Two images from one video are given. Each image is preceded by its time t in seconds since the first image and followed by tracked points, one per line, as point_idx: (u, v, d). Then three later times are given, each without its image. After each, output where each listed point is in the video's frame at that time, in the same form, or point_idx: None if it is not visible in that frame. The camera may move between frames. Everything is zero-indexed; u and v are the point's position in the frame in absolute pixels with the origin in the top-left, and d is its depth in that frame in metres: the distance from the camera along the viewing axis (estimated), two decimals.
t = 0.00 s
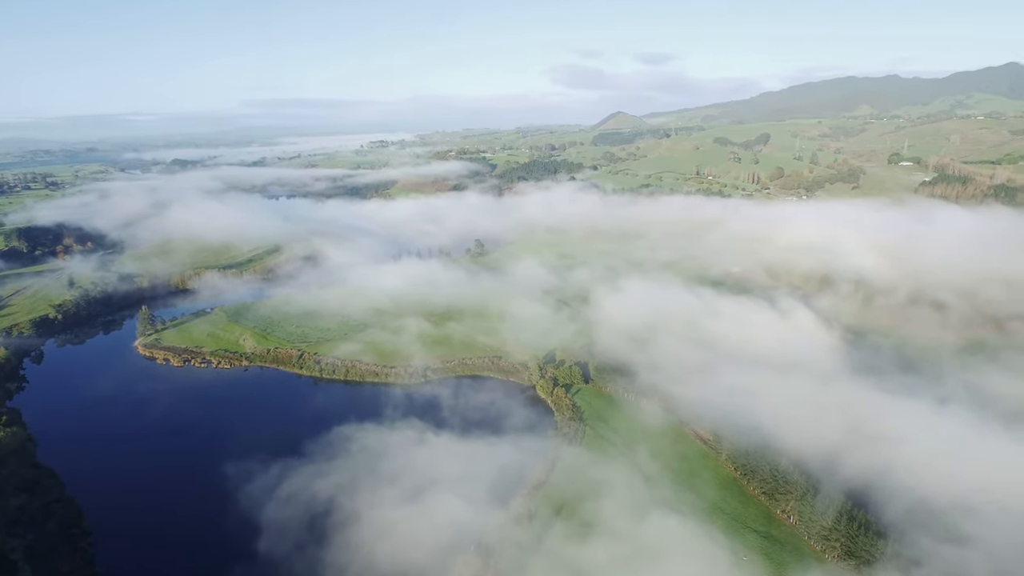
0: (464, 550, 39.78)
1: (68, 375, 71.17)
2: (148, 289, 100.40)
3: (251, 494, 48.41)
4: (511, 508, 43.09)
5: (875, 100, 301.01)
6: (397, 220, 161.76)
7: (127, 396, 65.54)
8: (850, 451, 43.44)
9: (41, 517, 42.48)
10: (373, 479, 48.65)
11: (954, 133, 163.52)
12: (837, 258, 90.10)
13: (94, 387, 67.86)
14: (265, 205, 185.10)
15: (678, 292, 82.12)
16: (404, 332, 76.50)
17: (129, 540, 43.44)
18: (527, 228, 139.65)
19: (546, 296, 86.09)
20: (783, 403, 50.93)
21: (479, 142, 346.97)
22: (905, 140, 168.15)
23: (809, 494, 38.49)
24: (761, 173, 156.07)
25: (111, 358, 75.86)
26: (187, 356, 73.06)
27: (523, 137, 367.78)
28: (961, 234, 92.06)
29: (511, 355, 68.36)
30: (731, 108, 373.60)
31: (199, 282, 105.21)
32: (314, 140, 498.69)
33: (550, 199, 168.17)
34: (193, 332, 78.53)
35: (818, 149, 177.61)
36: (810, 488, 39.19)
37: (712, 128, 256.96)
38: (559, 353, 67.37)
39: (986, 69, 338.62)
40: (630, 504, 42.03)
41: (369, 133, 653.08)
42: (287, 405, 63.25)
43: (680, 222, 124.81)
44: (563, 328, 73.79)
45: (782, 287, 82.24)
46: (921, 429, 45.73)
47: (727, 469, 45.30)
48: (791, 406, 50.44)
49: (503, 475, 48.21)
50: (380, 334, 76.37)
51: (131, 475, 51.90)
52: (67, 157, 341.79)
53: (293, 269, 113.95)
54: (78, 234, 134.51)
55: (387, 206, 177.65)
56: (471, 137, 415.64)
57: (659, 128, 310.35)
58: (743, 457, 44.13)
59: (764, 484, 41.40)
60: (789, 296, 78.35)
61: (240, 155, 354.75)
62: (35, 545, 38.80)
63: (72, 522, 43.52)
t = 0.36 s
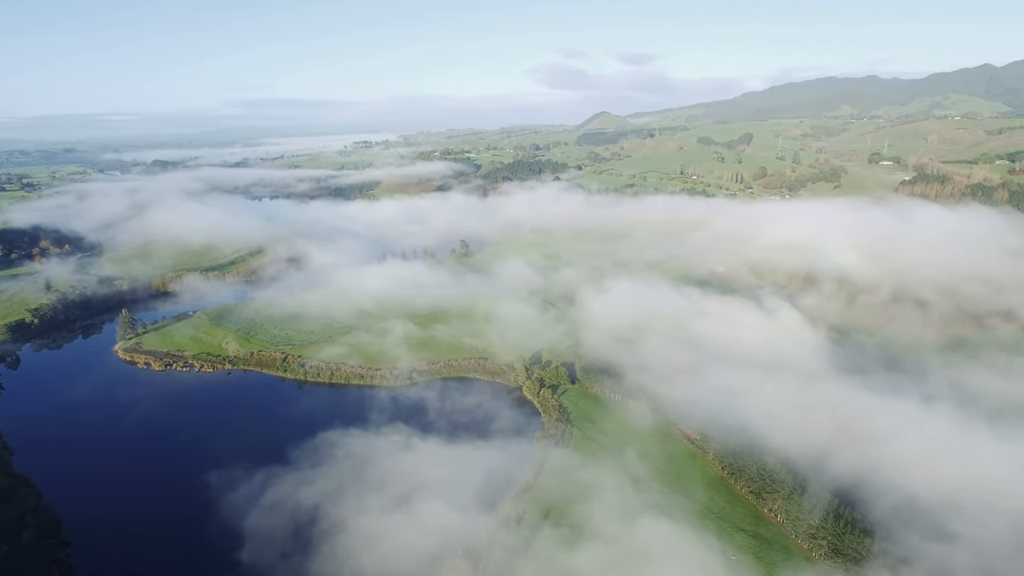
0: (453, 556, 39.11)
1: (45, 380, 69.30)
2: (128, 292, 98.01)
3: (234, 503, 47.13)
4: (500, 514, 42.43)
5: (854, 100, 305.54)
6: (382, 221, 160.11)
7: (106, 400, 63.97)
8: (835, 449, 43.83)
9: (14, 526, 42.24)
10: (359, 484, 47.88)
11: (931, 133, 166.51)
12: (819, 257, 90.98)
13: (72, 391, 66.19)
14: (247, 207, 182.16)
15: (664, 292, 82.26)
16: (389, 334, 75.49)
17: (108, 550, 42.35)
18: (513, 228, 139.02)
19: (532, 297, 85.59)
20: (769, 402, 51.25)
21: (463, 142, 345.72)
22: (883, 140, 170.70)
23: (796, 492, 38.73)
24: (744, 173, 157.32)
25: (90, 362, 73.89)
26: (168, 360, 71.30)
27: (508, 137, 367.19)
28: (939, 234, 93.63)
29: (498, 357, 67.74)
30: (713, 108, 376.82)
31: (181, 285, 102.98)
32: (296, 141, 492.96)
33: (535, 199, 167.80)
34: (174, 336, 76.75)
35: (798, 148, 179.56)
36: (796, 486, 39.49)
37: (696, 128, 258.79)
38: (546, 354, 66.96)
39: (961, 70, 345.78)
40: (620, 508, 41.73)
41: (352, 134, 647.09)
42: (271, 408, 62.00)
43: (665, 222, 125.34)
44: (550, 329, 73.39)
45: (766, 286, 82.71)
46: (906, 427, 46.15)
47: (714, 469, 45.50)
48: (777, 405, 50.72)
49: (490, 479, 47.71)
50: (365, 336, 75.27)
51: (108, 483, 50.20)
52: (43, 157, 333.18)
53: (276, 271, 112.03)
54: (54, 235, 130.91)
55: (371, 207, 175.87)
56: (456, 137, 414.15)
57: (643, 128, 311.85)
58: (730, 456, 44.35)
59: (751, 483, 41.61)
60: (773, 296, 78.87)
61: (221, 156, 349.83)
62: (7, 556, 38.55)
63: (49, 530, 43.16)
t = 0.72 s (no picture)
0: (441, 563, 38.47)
1: (20, 386, 67.17)
2: (106, 295, 95.54)
3: (216, 513, 45.87)
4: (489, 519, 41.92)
5: (833, 100, 310.26)
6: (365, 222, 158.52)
7: (84, 405, 62.17)
8: (819, 446, 44.22)
9: None
10: (344, 491, 47.04)
11: (908, 133, 169.64)
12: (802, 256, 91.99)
13: (49, 397, 64.29)
14: (228, 208, 179.09)
15: (650, 292, 82.46)
16: (374, 337, 74.49)
17: (85, 562, 41.11)
18: (498, 228, 138.48)
19: (518, 298, 85.19)
20: (754, 401, 51.56)
21: (447, 142, 344.24)
22: (861, 140, 173.59)
23: (782, 491, 38.98)
24: (727, 172, 158.81)
25: (67, 366, 71.77)
26: (148, 364, 69.45)
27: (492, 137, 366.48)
28: (917, 233, 95.35)
29: (485, 359, 67.22)
30: (695, 108, 380.10)
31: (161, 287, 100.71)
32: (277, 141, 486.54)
33: (520, 199, 167.48)
34: (155, 340, 74.90)
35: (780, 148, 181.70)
36: (783, 484, 39.72)
37: (678, 128, 260.56)
38: (533, 355, 66.61)
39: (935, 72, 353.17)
40: (609, 511, 41.52)
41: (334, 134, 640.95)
42: (254, 413, 60.80)
43: (650, 221, 125.87)
44: (537, 330, 73.06)
45: (751, 285, 83.38)
46: (889, 424, 46.67)
47: (701, 468, 45.61)
48: (763, 404, 51.04)
49: (477, 483, 47.23)
50: (350, 339, 74.18)
51: (85, 494, 48.57)
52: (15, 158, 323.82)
53: (258, 273, 110.11)
54: (28, 237, 127.27)
55: (354, 208, 174.01)
56: (441, 137, 412.63)
57: (626, 127, 313.17)
58: (717, 456, 44.49)
59: (738, 482, 41.77)
60: (757, 294, 79.48)
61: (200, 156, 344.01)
62: None
63: (23, 541, 41.81)
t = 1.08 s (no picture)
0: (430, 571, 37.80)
1: None
2: (84, 299, 92.92)
3: (197, 522, 44.48)
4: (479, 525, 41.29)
5: (812, 101, 314.81)
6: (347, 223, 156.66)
7: (62, 411, 60.20)
8: (804, 445, 44.53)
9: None
10: (329, 498, 46.05)
11: (887, 133, 172.56)
12: (785, 254, 92.86)
13: (24, 403, 62.21)
14: (209, 209, 175.94)
15: (636, 292, 82.54)
16: (359, 339, 73.37)
17: None
18: (483, 228, 137.81)
19: (504, 299, 84.66)
20: (740, 400, 51.79)
21: (431, 142, 342.45)
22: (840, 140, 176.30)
23: (769, 490, 39.12)
24: (709, 172, 160.16)
25: (43, 372, 69.53)
26: (129, 368, 67.55)
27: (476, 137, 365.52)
28: (896, 232, 96.92)
29: (471, 360, 66.59)
30: (677, 108, 383.14)
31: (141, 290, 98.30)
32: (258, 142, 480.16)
33: (505, 199, 167.00)
34: (135, 344, 72.95)
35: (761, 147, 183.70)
36: (769, 483, 39.86)
37: (661, 128, 262.28)
38: (520, 356, 66.15)
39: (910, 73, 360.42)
40: (598, 514, 41.22)
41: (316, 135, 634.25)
42: (237, 418, 59.42)
43: (635, 221, 126.31)
44: (524, 331, 72.61)
45: (735, 284, 83.92)
46: (872, 423, 47.14)
47: (687, 468, 45.64)
48: (749, 404, 51.26)
49: (465, 488, 46.65)
50: (334, 342, 72.95)
51: (61, 504, 46.97)
52: None
53: (241, 275, 108.10)
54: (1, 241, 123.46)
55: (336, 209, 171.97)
56: (425, 138, 410.67)
57: (610, 127, 314.47)
58: (703, 455, 44.53)
59: (725, 481, 41.83)
60: (741, 293, 80.00)
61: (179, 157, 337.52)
62: None
63: None
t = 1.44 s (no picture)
0: None
1: None
2: (62, 302, 90.38)
3: (179, 532, 43.25)
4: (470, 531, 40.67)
5: (792, 101, 318.97)
6: (331, 224, 154.70)
7: (39, 417, 58.30)
8: (790, 444, 44.76)
9: None
10: (315, 505, 45.08)
11: (867, 133, 175.22)
12: (769, 254, 93.60)
13: None
14: (190, 210, 172.81)
15: (623, 292, 82.55)
16: (344, 342, 72.24)
17: None
18: (468, 229, 137.04)
19: (491, 300, 84.05)
20: (727, 399, 52.01)
21: (415, 143, 340.34)
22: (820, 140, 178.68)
23: (756, 489, 39.23)
24: (693, 172, 161.19)
25: (20, 377, 67.34)
26: (110, 372, 65.75)
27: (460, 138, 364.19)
28: (876, 231, 98.29)
29: (457, 362, 65.90)
30: (660, 108, 385.71)
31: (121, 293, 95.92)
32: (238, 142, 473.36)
33: (490, 200, 166.33)
34: (115, 348, 71.02)
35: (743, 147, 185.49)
36: (757, 482, 39.96)
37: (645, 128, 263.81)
38: (507, 358, 65.62)
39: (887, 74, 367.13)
40: (589, 518, 40.86)
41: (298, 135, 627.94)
42: (220, 423, 58.05)
43: (621, 220, 126.58)
44: (512, 332, 72.13)
45: (721, 284, 84.37)
46: (858, 421, 47.50)
47: (675, 467, 45.65)
48: (736, 403, 51.48)
49: (453, 493, 46.02)
50: (319, 345, 71.74)
51: (36, 514, 45.41)
52: None
53: (223, 277, 106.03)
54: None
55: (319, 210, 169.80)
56: (409, 138, 408.49)
57: (594, 127, 315.37)
58: (691, 455, 44.54)
59: (713, 481, 41.88)
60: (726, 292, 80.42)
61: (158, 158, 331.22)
62: None
63: None
